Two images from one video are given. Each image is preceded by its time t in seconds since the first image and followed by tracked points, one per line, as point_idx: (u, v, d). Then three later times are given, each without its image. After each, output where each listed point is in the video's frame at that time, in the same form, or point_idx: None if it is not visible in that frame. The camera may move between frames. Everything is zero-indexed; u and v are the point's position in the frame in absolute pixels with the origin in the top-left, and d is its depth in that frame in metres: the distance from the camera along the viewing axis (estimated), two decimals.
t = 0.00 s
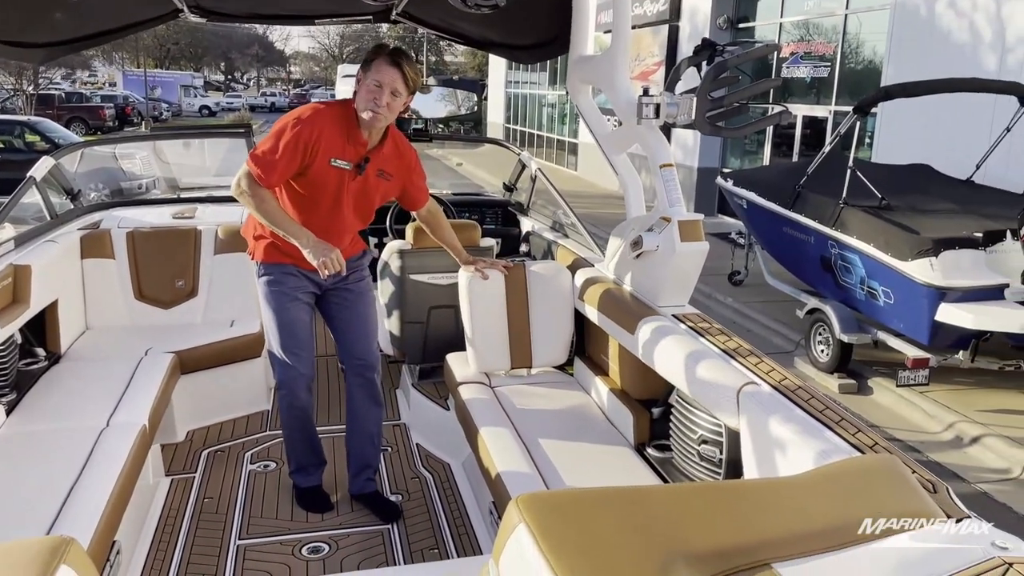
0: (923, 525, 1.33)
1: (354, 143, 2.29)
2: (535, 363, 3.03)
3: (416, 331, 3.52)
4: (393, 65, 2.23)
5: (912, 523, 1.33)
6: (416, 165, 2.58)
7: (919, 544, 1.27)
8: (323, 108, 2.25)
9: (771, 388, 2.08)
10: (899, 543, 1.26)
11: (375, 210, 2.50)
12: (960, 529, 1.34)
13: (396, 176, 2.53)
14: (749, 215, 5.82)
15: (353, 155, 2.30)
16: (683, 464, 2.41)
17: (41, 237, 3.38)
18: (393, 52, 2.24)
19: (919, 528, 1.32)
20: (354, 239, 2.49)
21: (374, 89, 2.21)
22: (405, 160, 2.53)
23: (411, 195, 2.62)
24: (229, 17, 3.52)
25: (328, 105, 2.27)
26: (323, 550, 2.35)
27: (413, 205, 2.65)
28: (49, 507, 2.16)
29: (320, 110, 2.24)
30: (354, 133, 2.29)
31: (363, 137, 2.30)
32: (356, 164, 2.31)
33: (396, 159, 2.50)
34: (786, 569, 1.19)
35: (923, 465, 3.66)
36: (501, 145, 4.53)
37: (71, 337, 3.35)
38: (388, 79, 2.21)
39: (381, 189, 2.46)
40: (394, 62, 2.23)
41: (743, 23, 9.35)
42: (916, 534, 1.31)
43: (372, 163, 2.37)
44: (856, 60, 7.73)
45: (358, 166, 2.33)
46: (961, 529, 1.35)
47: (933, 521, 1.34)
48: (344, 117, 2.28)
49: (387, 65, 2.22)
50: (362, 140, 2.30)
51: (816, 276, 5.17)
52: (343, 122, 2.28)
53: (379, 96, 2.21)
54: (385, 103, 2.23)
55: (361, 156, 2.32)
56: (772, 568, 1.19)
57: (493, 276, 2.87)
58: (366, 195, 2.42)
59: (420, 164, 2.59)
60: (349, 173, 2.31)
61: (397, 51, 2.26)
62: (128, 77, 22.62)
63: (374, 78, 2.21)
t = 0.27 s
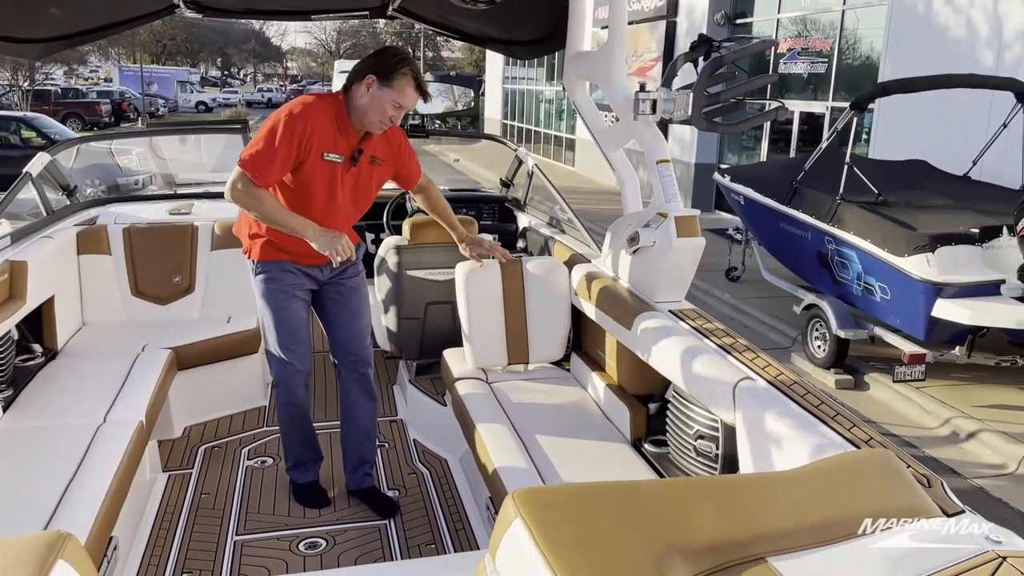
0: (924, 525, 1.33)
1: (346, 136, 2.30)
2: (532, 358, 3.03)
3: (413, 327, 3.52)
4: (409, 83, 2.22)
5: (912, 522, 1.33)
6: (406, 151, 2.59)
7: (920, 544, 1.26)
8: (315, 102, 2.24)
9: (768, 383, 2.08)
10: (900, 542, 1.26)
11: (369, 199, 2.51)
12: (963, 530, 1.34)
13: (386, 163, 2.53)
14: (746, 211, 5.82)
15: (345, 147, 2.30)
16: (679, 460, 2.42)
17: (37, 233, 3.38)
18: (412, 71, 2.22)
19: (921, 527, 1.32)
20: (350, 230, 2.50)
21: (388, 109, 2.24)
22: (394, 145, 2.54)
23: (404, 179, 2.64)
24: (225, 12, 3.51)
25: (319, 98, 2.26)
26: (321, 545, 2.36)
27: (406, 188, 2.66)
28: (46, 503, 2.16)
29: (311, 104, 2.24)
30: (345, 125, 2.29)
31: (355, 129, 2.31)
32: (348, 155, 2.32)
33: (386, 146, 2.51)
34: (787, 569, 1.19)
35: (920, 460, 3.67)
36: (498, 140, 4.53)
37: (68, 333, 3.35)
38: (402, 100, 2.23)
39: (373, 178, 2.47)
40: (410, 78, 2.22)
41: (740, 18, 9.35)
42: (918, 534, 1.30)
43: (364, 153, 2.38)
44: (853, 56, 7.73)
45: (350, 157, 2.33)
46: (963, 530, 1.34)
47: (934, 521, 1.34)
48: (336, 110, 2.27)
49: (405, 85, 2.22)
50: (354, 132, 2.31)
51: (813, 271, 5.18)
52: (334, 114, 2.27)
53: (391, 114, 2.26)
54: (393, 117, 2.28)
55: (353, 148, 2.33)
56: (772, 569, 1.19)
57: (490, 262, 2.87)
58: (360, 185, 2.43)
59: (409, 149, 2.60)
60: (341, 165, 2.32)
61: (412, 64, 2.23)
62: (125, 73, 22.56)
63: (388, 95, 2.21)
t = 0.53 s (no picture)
0: (923, 526, 1.33)
1: (345, 139, 2.30)
2: (530, 356, 3.03)
3: (411, 325, 3.52)
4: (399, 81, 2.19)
5: (911, 523, 1.33)
6: (405, 157, 2.58)
7: (919, 544, 1.26)
8: (315, 104, 2.24)
9: (765, 381, 2.09)
10: (898, 543, 1.26)
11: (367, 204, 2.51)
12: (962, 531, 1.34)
13: (385, 168, 2.53)
14: (744, 209, 5.82)
15: (344, 150, 2.30)
16: (676, 457, 2.42)
17: (35, 230, 3.38)
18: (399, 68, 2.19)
19: (919, 528, 1.32)
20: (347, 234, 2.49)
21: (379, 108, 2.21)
22: (394, 151, 2.54)
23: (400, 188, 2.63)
24: (223, 10, 3.51)
25: (319, 100, 2.26)
26: (319, 543, 2.36)
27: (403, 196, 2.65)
28: (44, 500, 2.17)
29: (311, 105, 2.24)
30: (345, 128, 2.29)
31: (355, 133, 2.31)
32: (347, 158, 2.32)
33: (385, 151, 2.51)
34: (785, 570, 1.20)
35: (918, 457, 3.67)
36: (496, 138, 4.53)
37: (66, 330, 3.35)
38: (393, 99, 2.20)
39: (371, 182, 2.47)
40: (400, 76, 2.20)
41: (739, 16, 9.34)
42: (917, 534, 1.30)
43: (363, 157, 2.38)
44: (851, 54, 7.73)
45: (349, 160, 2.33)
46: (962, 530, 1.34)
47: (933, 522, 1.34)
48: (336, 112, 2.28)
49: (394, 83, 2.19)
50: (353, 135, 2.31)
51: (811, 269, 5.18)
52: (335, 116, 2.28)
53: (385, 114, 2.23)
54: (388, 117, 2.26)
55: (352, 151, 2.33)
56: (770, 570, 1.20)
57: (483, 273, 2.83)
58: (358, 189, 2.42)
59: (408, 155, 2.60)
60: (340, 168, 2.32)
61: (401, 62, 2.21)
62: (123, 70, 22.52)
63: (378, 94, 2.19)
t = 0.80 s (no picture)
0: (924, 526, 1.33)
1: (346, 133, 2.28)
2: (532, 355, 3.03)
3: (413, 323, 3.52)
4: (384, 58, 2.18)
5: (912, 523, 1.33)
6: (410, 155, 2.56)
7: (919, 544, 1.26)
8: (314, 98, 2.24)
9: (766, 380, 2.09)
10: (898, 543, 1.26)
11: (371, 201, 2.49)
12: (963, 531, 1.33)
13: (390, 165, 2.51)
14: (747, 208, 5.81)
15: (346, 145, 2.29)
16: (678, 457, 2.42)
17: (38, 228, 3.38)
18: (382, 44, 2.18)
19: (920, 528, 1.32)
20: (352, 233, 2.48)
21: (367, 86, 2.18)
22: (399, 148, 2.52)
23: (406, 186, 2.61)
24: (226, 8, 3.51)
25: (319, 94, 2.26)
26: (320, 541, 2.37)
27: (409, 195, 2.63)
28: (46, 498, 2.17)
29: (310, 99, 2.24)
30: (345, 123, 2.28)
31: (355, 127, 2.29)
32: (348, 154, 2.31)
33: (390, 147, 2.49)
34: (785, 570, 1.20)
35: (919, 457, 3.67)
36: (498, 137, 4.53)
37: (69, 329, 3.36)
38: (379, 77, 2.17)
39: (375, 179, 2.45)
40: (385, 53, 2.18)
41: (742, 15, 9.33)
42: (917, 534, 1.30)
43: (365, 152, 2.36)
44: (854, 53, 7.71)
45: (350, 156, 2.32)
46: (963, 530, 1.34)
47: (933, 522, 1.34)
48: (336, 107, 2.27)
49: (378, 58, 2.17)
50: (354, 130, 2.29)
51: (813, 268, 5.18)
52: (335, 111, 2.27)
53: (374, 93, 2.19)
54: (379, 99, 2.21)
55: (354, 146, 2.31)
56: (771, 570, 1.20)
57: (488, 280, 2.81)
58: (361, 186, 2.41)
59: (414, 153, 2.57)
60: (341, 163, 2.31)
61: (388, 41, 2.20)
62: (127, 68, 22.55)
63: (365, 72, 2.18)
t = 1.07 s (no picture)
0: (927, 526, 1.33)
1: (356, 130, 2.26)
2: (536, 354, 3.04)
3: (417, 322, 3.53)
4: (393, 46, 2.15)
5: (914, 523, 1.33)
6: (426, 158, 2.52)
7: (921, 544, 1.27)
8: (325, 93, 2.24)
9: (769, 381, 2.09)
10: (900, 543, 1.26)
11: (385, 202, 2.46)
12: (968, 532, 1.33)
13: (404, 166, 2.47)
14: (752, 208, 5.80)
15: (356, 142, 2.27)
16: (681, 456, 2.42)
17: (44, 227, 3.40)
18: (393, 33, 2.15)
19: (923, 528, 1.32)
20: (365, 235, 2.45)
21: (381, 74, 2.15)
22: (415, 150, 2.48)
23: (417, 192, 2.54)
24: (232, 7, 3.52)
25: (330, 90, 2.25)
26: (323, 540, 2.37)
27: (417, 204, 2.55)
28: (50, 496, 2.19)
29: (320, 95, 2.24)
30: (355, 118, 2.26)
31: (366, 123, 2.27)
32: (358, 151, 2.28)
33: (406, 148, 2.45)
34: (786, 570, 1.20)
35: (923, 457, 3.67)
36: (503, 137, 4.53)
37: (74, 327, 3.37)
38: (392, 66, 2.13)
39: (388, 178, 2.42)
40: (398, 40, 2.15)
41: (747, 14, 9.31)
42: (921, 536, 1.30)
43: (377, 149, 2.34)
44: (860, 52, 7.70)
45: (361, 153, 2.29)
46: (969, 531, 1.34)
47: (937, 522, 1.34)
48: (347, 102, 2.26)
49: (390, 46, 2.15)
50: (365, 126, 2.27)
51: (817, 268, 5.17)
52: (346, 107, 2.26)
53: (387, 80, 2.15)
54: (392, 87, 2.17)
55: (364, 143, 2.29)
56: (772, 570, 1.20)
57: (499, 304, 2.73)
58: (373, 185, 2.38)
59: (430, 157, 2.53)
60: (351, 160, 2.29)
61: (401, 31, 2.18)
62: (132, 67, 22.61)
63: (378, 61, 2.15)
